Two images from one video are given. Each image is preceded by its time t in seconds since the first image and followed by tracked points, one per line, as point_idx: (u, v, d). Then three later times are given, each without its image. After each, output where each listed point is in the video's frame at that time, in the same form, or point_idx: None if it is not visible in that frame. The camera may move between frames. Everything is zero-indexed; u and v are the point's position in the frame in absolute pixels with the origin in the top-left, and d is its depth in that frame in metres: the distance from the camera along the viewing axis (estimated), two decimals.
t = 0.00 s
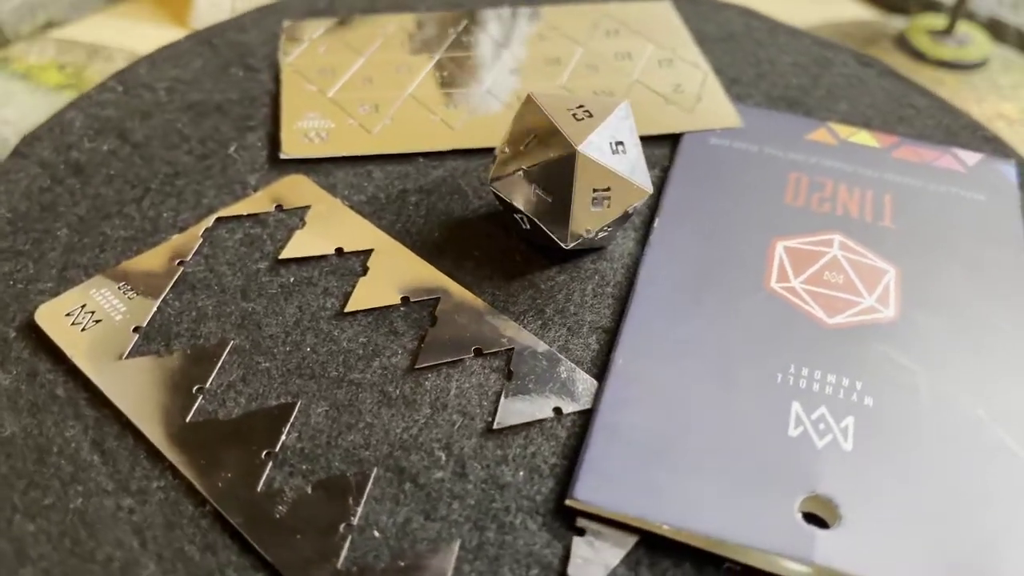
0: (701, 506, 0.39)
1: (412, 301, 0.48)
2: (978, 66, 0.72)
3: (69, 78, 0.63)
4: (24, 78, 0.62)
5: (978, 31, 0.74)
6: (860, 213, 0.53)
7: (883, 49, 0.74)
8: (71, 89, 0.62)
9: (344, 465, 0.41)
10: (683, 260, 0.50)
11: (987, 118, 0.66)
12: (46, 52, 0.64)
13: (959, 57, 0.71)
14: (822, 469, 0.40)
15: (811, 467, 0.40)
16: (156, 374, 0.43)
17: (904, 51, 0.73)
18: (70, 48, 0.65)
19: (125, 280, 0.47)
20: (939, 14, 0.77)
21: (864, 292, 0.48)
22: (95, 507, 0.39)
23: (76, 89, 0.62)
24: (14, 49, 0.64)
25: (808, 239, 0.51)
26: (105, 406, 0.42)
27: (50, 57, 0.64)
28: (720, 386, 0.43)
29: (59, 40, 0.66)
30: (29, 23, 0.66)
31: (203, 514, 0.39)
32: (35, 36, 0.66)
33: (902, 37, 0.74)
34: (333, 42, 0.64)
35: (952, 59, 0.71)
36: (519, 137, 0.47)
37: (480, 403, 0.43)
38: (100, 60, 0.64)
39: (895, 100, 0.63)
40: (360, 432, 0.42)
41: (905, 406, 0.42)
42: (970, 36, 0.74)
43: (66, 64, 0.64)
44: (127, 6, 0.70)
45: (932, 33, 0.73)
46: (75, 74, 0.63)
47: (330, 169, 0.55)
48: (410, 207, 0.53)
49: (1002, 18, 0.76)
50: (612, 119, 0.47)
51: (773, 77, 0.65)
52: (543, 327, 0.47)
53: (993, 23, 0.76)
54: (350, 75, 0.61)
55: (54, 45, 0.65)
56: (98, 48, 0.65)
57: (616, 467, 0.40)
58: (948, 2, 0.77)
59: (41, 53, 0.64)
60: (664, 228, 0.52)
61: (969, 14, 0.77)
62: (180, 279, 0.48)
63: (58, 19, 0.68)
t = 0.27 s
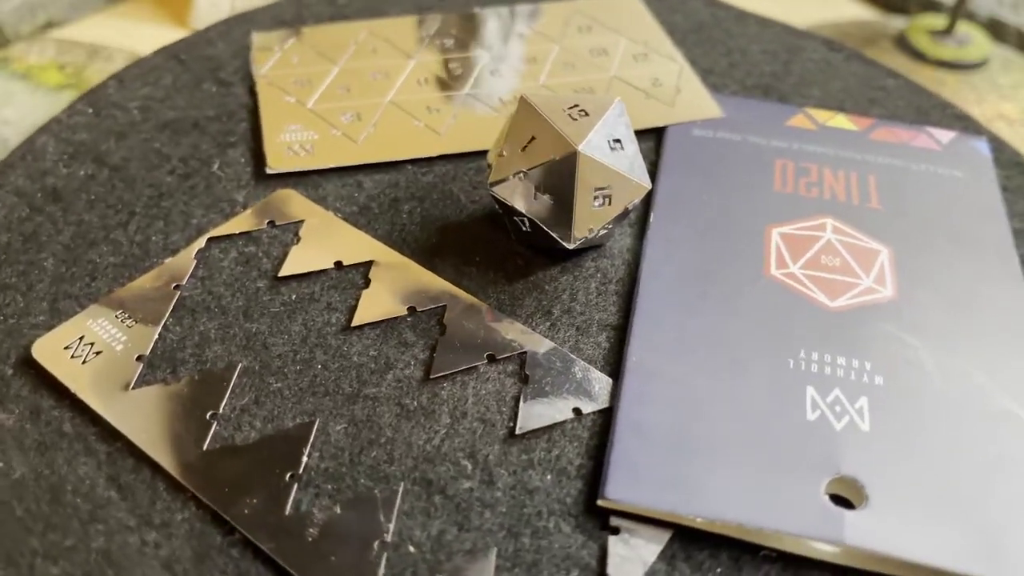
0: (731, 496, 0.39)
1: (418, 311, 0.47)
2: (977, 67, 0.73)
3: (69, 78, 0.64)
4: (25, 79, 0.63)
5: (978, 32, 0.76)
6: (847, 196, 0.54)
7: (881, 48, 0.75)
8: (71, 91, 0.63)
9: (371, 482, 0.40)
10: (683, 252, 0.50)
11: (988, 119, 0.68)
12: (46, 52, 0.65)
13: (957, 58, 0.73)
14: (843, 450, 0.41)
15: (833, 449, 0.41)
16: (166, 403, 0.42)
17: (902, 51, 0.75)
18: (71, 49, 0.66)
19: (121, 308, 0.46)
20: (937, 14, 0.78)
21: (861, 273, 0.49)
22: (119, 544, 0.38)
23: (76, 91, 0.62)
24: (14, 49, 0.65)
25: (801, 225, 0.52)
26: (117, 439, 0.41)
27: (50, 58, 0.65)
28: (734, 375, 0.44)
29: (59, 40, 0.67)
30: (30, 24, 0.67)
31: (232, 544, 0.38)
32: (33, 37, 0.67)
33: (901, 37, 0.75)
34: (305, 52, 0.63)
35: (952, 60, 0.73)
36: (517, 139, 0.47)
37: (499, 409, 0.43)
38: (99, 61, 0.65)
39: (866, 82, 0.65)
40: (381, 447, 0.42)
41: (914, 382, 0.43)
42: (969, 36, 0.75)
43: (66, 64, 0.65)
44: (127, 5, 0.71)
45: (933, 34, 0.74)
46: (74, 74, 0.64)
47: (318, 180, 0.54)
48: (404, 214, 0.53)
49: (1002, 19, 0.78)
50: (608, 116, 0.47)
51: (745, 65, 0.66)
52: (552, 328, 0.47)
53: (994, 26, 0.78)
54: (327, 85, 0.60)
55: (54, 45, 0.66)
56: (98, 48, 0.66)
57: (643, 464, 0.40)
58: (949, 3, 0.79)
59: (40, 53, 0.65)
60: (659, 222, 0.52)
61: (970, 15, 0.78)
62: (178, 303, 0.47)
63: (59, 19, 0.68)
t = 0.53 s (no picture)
0: (759, 484, 0.40)
1: (426, 320, 0.47)
2: (976, 67, 0.77)
3: (70, 78, 0.67)
4: (25, 79, 0.67)
5: (979, 32, 0.80)
6: (833, 179, 0.55)
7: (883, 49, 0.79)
8: (71, 90, 0.67)
9: (400, 497, 0.40)
10: (681, 245, 0.51)
11: (988, 119, 0.72)
12: (46, 52, 0.69)
13: (957, 58, 0.77)
14: (861, 431, 0.42)
15: (852, 430, 0.42)
16: (180, 431, 0.41)
17: (904, 51, 0.78)
18: (71, 49, 0.70)
19: (121, 337, 0.44)
20: (938, 14, 0.82)
21: (857, 255, 0.50)
22: None
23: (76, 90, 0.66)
24: (15, 49, 0.69)
25: (792, 210, 0.53)
26: (133, 473, 0.40)
27: (50, 58, 0.69)
28: (747, 364, 0.44)
29: (59, 41, 0.70)
30: (30, 24, 0.71)
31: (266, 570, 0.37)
32: (34, 38, 0.71)
33: (902, 37, 0.79)
34: (278, 64, 0.62)
35: (951, 59, 0.77)
36: (514, 140, 0.47)
37: (519, 413, 0.43)
38: (99, 61, 0.69)
39: (835, 67, 0.66)
40: (405, 461, 0.41)
41: (920, 359, 0.45)
42: (969, 36, 0.78)
43: (66, 64, 0.68)
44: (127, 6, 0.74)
45: (933, 34, 0.78)
46: (74, 74, 0.68)
47: (308, 193, 0.53)
48: (399, 224, 0.52)
49: (1003, 19, 0.81)
50: (603, 112, 0.47)
51: (718, 54, 0.67)
52: (561, 329, 0.47)
53: (994, 25, 0.81)
54: (306, 96, 0.59)
55: (54, 45, 0.70)
56: (98, 48, 0.70)
57: (670, 458, 0.41)
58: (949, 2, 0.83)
59: (41, 53, 0.69)
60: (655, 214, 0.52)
61: (970, 15, 0.82)
62: (180, 327, 0.45)
63: (59, 20, 0.72)
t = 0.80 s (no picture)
0: (785, 470, 0.40)
1: (435, 329, 0.46)
2: (976, 67, 0.79)
3: (70, 78, 0.70)
4: (26, 81, 0.69)
5: (981, 32, 0.82)
6: (818, 164, 0.56)
7: (883, 48, 0.81)
8: (71, 91, 0.69)
9: (431, 510, 0.39)
10: (679, 238, 0.51)
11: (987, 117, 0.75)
12: (46, 53, 0.71)
13: (958, 59, 0.79)
14: (876, 410, 0.42)
15: (867, 411, 0.43)
16: (197, 460, 0.40)
17: (905, 50, 0.81)
18: (71, 48, 0.72)
19: (125, 368, 0.43)
20: (938, 14, 0.84)
21: (851, 238, 0.51)
22: None
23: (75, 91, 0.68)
24: (14, 49, 0.71)
25: (782, 197, 0.53)
26: (155, 506, 0.39)
27: (50, 58, 0.71)
28: (759, 353, 0.45)
29: (58, 40, 0.72)
30: (29, 23, 0.72)
31: None
32: (34, 36, 0.73)
33: (903, 37, 0.82)
34: (252, 75, 0.61)
35: (951, 60, 0.79)
36: (512, 145, 0.47)
37: (538, 417, 0.43)
38: (98, 61, 0.71)
39: (805, 52, 0.67)
40: (432, 474, 0.41)
41: (923, 336, 0.46)
42: (969, 36, 0.81)
43: (66, 64, 0.71)
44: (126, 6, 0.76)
45: (932, 34, 0.81)
46: (74, 74, 0.70)
47: (299, 207, 0.52)
48: (395, 233, 0.52)
49: (1004, 19, 0.84)
50: (598, 111, 0.47)
51: (691, 46, 0.67)
52: (570, 330, 0.47)
53: (995, 25, 0.84)
54: (285, 108, 0.58)
55: (53, 45, 0.72)
56: (97, 48, 0.72)
57: (695, 451, 0.41)
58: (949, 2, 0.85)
59: (41, 53, 0.71)
60: (649, 209, 0.53)
61: (970, 15, 0.84)
62: (184, 353, 0.44)
63: (58, 19, 0.74)
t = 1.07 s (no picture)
0: (808, 454, 0.41)
1: (445, 337, 0.46)
2: (979, 66, 0.77)
3: (67, 76, 0.68)
4: (25, 79, 0.67)
5: (982, 31, 0.80)
6: (801, 150, 0.57)
7: (882, 48, 0.79)
8: (70, 88, 0.67)
9: (463, 521, 0.39)
10: (675, 231, 0.51)
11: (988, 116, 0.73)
12: (45, 52, 0.69)
13: (959, 58, 0.76)
14: (887, 389, 0.43)
15: (879, 390, 0.43)
16: (219, 487, 0.39)
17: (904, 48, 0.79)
18: (71, 48, 0.70)
19: (133, 398, 0.42)
20: (939, 12, 0.83)
21: (842, 222, 0.52)
22: None
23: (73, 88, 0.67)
24: (14, 49, 0.69)
25: (771, 185, 0.54)
26: (182, 538, 0.38)
27: (49, 58, 0.69)
28: (767, 340, 0.46)
29: (59, 40, 0.70)
30: (30, 23, 0.70)
31: None
32: (31, 36, 0.70)
33: (902, 35, 0.80)
34: (227, 90, 0.60)
35: (953, 59, 0.77)
36: (512, 148, 0.46)
37: (558, 419, 0.43)
38: (97, 59, 0.69)
39: (774, 40, 0.68)
40: (459, 484, 0.40)
41: (923, 313, 0.47)
42: (970, 36, 0.79)
43: (66, 64, 0.68)
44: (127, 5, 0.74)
45: (934, 32, 0.78)
46: (73, 73, 0.68)
47: (291, 222, 0.52)
48: (392, 243, 0.51)
49: (1004, 19, 0.82)
50: (594, 110, 0.47)
51: (662, 40, 0.68)
52: (580, 329, 0.47)
53: (995, 24, 0.81)
54: (265, 122, 0.57)
55: (53, 44, 0.70)
56: (97, 47, 0.70)
57: (718, 442, 0.41)
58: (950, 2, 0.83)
59: (41, 53, 0.69)
60: (643, 204, 0.53)
61: (970, 14, 0.82)
62: (192, 379, 0.43)
63: (57, 18, 0.72)
